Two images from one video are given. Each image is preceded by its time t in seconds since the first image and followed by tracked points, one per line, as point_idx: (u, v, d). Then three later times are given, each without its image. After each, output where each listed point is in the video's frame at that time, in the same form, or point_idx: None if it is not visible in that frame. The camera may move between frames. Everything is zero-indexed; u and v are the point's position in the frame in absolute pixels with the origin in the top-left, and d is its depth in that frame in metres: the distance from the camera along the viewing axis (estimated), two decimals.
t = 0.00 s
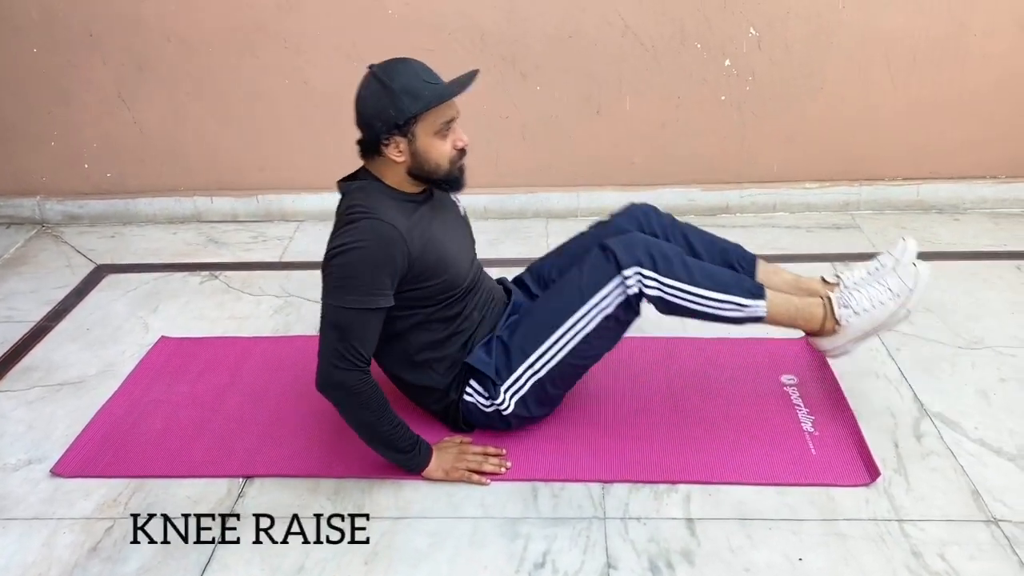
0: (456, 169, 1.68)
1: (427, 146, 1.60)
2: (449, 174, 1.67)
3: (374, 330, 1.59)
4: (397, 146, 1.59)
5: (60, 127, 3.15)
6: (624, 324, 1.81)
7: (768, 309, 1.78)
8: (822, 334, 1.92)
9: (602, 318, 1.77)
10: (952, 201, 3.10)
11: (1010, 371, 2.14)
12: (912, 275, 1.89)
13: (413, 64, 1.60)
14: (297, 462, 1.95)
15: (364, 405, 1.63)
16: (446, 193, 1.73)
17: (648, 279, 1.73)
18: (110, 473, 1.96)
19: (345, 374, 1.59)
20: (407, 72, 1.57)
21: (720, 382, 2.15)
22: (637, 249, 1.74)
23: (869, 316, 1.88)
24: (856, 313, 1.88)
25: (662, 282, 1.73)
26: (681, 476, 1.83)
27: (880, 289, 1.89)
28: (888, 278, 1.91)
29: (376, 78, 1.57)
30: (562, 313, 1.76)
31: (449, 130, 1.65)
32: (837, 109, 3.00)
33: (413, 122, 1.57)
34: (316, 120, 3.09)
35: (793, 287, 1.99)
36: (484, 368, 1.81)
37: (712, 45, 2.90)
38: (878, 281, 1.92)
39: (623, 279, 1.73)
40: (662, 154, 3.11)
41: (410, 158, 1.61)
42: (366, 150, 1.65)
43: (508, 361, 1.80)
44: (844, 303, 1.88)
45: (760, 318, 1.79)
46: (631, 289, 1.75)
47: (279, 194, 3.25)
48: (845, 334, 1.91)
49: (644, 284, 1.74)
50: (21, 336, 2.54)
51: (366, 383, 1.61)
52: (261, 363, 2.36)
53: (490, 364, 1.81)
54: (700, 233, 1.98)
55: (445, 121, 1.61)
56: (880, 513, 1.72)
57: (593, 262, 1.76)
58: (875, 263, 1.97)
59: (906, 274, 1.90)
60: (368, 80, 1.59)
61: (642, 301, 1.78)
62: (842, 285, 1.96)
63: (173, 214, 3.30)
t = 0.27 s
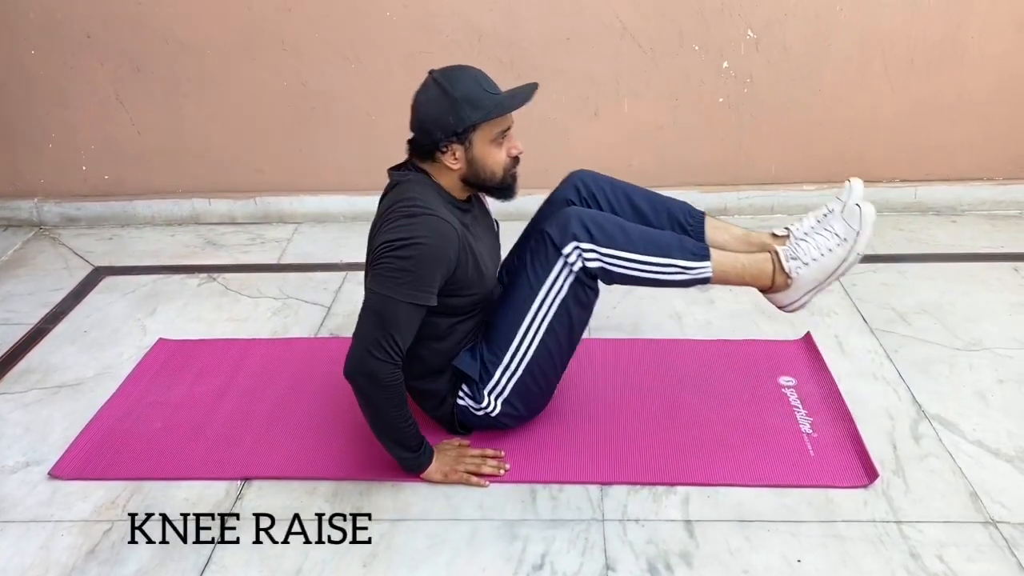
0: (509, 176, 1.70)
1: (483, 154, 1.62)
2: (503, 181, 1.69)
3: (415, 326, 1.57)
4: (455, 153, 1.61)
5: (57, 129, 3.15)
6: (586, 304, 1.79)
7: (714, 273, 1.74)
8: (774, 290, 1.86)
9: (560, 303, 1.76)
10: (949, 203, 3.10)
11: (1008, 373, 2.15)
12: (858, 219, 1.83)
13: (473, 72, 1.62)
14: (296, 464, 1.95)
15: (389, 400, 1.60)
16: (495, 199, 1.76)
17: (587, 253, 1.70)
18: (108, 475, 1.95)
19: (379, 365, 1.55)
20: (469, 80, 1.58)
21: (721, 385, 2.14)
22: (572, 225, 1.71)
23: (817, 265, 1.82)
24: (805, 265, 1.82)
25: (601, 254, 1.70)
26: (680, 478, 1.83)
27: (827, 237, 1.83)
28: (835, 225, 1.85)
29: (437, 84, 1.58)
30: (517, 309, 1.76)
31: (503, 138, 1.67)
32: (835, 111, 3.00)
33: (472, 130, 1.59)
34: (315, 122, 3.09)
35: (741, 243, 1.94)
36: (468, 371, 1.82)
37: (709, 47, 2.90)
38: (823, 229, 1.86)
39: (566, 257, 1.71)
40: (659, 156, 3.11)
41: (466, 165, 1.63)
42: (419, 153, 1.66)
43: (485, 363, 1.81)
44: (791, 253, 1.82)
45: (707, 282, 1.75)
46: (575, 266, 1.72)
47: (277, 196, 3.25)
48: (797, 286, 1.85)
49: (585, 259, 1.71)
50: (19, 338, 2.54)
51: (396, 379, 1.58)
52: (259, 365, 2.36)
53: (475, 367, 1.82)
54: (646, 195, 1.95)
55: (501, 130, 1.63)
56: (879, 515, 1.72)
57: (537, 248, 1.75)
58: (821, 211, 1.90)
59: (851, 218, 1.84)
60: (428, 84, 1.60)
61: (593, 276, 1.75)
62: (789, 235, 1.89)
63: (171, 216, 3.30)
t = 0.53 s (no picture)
0: (427, 172, 1.67)
1: (392, 151, 1.60)
2: (420, 177, 1.66)
3: (355, 347, 1.61)
4: (365, 152, 1.60)
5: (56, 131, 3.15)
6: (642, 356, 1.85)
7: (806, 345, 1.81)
8: (863, 364, 1.92)
9: (626, 344, 1.80)
10: (948, 204, 3.11)
11: (1007, 375, 2.15)
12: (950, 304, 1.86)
13: (377, 71, 1.61)
14: (296, 466, 1.95)
15: (346, 420, 1.65)
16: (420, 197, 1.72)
17: (683, 315, 1.77)
18: (107, 478, 1.95)
19: (328, 391, 1.61)
20: (369, 78, 1.58)
21: (721, 387, 2.14)
22: (676, 284, 1.78)
23: (908, 346, 1.87)
24: (897, 343, 1.87)
25: (699, 319, 1.77)
26: (680, 480, 1.83)
27: (919, 318, 1.88)
28: (928, 307, 1.89)
29: (341, 87, 1.59)
30: (592, 330, 1.78)
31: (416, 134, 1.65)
32: (834, 112, 3.00)
33: (378, 128, 1.58)
34: (314, 124, 3.09)
35: (827, 317, 1.97)
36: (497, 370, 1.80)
37: (708, 48, 2.90)
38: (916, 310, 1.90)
39: (657, 312, 1.77)
40: (659, 157, 3.11)
41: (378, 164, 1.62)
42: (336, 158, 1.65)
43: (521, 366, 1.81)
44: (885, 333, 1.87)
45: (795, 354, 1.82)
46: (663, 324, 1.79)
47: (277, 198, 3.25)
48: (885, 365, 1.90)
49: (682, 320, 1.78)
50: (18, 340, 2.54)
51: (347, 398, 1.62)
52: (259, 367, 2.35)
53: (504, 367, 1.81)
54: (732, 270, 1.97)
55: (411, 126, 1.62)
56: (879, 517, 1.72)
57: (628, 292, 1.80)
58: (909, 292, 1.97)
59: (946, 304, 1.87)
60: (332, 88, 1.60)
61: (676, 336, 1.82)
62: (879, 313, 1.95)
63: (170, 219, 3.30)
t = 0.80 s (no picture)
0: (400, 180, 1.68)
1: (368, 158, 1.61)
2: (395, 185, 1.67)
3: (343, 353, 1.60)
4: (339, 160, 1.61)
5: (56, 133, 3.15)
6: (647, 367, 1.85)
7: (811, 365, 1.82)
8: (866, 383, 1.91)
9: (633, 357, 1.80)
10: (948, 205, 3.11)
11: (1007, 375, 2.15)
12: (953, 327, 1.84)
13: (354, 78, 1.62)
14: (296, 468, 1.95)
15: (338, 424, 1.64)
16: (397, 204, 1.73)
17: (693, 333, 1.77)
18: (107, 479, 1.95)
19: (318, 399, 1.61)
20: (346, 86, 1.59)
21: (720, 388, 2.14)
22: (689, 303, 1.77)
23: (911, 366, 1.85)
24: (899, 364, 1.86)
25: (709, 337, 1.76)
26: (680, 482, 1.83)
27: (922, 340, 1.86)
28: (931, 330, 1.87)
29: (317, 94, 1.60)
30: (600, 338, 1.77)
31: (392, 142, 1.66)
32: (833, 114, 3.01)
33: (354, 135, 1.59)
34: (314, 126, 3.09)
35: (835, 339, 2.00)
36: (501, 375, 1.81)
37: (708, 49, 2.90)
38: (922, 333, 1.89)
39: (668, 327, 1.76)
40: (658, 159, 3.12)
41: (353, 171, 1.62)
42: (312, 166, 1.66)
43: (524, 371, 1.81)
44: (887, 354, 1.87)
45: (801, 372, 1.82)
46: (673, 339, 1.78)
47: (277, 199, 3.25)
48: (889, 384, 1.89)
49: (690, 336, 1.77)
50: (18, 342, 2.54)
51: (337, 403, 1.62)
52: (258, 369, 2.35)
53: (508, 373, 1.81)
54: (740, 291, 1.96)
55: (387, 134, 1.63)
56: (880, 518, 1.72)
57: (641, 304, 1.79)
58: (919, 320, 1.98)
59: (949, 328, 1.85)
60: (309, 96, 1.61)
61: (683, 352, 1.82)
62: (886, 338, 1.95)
63: (170, 220, 3.30)
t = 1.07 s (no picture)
0: (501, 182, 1.69)
1: (474, 161, 1.62)
2: (494, 187, 1.69)
3: (409, 334, 1.58)
4: (445, 160, 1.61)
5: (56, 134, 3.15)
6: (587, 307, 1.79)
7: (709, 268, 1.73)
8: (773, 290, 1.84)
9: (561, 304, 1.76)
10: (948, 206, 3.11)
11: (1007, 376, 2.15)
12: (857, 220, 1.79)
13: (465, 77, 1.61)
14: (296, 469, 1.95)
15: (384, 406, 1.61)
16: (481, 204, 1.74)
17: (586, 251, 1.70)
18: (108, 481, 1.95)
19: (375, 373, 1.57)
20: (459, 87, 1.58)
21: (721, 389, 2.15)
22: (570, 224, 1.71)
23: (815, 265, 1.79)
24: (803, 264, 1.79)
25: (599, 253, 1.69)
26: (680, 483, 1.83)
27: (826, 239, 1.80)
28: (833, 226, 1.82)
29: (427, 92, 1.58)
30: (523, 300, 1.76)
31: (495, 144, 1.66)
32: (833, 115, 3.01)
33: (462, 137, 1.59)
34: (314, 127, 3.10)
35: (744, 245, 1.96)
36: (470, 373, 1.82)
37: (708, 50, 2.91)
38: (823, 230, 1.83)
39: (564, 256, 1.72)
40: (658, 160, 3.12)
41: (456, 172, 1.63)
42: (410, 160, 1.66)
43: (487, 365, 1.82)
44: (789, 254, 1.80)
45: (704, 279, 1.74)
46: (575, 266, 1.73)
47: (276, 200, 3.26)
48: (794, 286, 1.83)
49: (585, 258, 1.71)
50: (18, 343, 2.54)
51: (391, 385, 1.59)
52: (259, 370, 2.35)
53: (476, 370, 1.83)
54: (651, 202, 1.93)
55: (492, 137, 1.63)
56: (879, 519, 1.72)
57: (537, 248, 1.76)
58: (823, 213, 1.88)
59: (850, 220, 1.80)
60: (418, 92, 1.60)
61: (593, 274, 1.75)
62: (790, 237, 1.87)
63: (170, 221, 3.31)
